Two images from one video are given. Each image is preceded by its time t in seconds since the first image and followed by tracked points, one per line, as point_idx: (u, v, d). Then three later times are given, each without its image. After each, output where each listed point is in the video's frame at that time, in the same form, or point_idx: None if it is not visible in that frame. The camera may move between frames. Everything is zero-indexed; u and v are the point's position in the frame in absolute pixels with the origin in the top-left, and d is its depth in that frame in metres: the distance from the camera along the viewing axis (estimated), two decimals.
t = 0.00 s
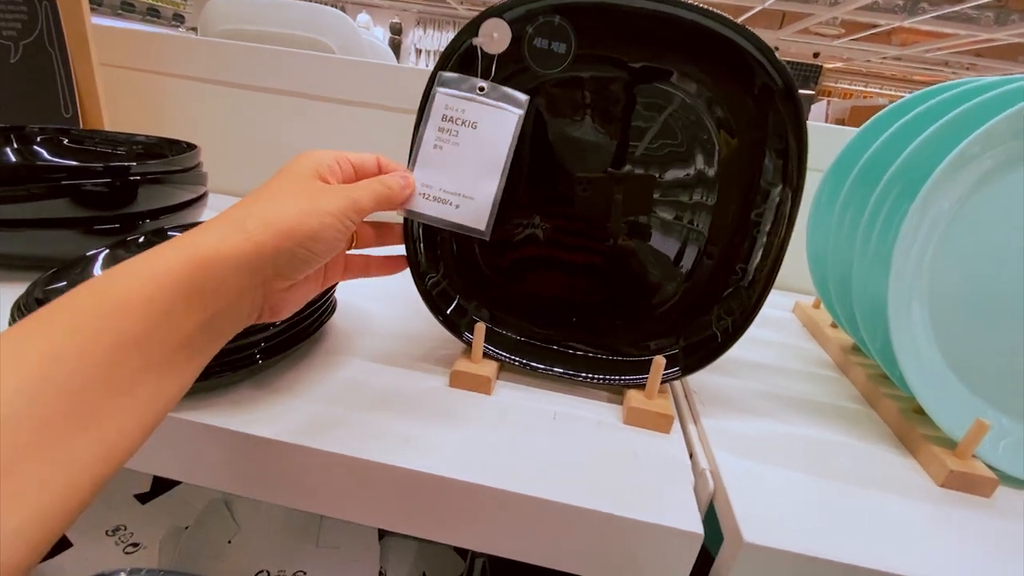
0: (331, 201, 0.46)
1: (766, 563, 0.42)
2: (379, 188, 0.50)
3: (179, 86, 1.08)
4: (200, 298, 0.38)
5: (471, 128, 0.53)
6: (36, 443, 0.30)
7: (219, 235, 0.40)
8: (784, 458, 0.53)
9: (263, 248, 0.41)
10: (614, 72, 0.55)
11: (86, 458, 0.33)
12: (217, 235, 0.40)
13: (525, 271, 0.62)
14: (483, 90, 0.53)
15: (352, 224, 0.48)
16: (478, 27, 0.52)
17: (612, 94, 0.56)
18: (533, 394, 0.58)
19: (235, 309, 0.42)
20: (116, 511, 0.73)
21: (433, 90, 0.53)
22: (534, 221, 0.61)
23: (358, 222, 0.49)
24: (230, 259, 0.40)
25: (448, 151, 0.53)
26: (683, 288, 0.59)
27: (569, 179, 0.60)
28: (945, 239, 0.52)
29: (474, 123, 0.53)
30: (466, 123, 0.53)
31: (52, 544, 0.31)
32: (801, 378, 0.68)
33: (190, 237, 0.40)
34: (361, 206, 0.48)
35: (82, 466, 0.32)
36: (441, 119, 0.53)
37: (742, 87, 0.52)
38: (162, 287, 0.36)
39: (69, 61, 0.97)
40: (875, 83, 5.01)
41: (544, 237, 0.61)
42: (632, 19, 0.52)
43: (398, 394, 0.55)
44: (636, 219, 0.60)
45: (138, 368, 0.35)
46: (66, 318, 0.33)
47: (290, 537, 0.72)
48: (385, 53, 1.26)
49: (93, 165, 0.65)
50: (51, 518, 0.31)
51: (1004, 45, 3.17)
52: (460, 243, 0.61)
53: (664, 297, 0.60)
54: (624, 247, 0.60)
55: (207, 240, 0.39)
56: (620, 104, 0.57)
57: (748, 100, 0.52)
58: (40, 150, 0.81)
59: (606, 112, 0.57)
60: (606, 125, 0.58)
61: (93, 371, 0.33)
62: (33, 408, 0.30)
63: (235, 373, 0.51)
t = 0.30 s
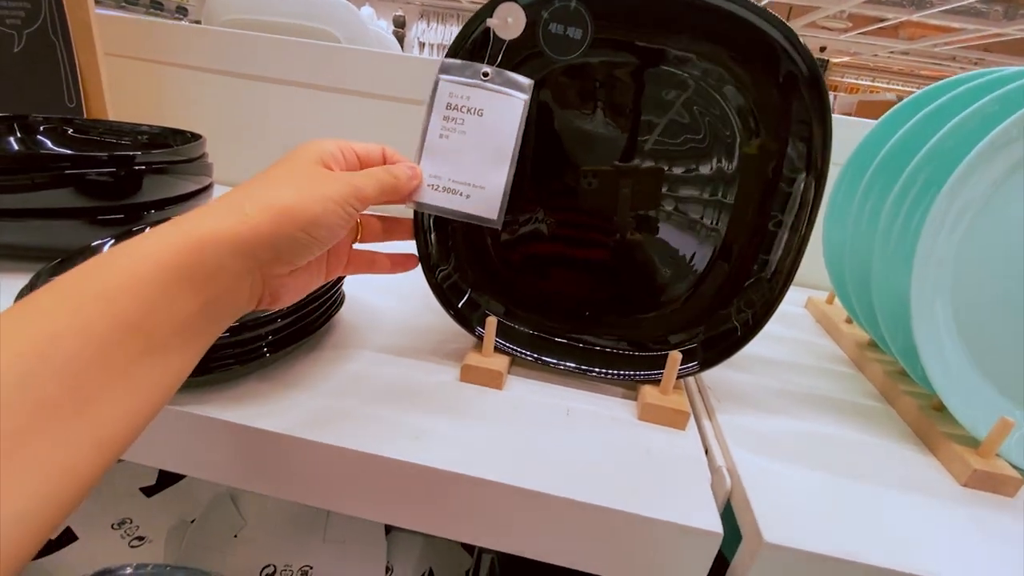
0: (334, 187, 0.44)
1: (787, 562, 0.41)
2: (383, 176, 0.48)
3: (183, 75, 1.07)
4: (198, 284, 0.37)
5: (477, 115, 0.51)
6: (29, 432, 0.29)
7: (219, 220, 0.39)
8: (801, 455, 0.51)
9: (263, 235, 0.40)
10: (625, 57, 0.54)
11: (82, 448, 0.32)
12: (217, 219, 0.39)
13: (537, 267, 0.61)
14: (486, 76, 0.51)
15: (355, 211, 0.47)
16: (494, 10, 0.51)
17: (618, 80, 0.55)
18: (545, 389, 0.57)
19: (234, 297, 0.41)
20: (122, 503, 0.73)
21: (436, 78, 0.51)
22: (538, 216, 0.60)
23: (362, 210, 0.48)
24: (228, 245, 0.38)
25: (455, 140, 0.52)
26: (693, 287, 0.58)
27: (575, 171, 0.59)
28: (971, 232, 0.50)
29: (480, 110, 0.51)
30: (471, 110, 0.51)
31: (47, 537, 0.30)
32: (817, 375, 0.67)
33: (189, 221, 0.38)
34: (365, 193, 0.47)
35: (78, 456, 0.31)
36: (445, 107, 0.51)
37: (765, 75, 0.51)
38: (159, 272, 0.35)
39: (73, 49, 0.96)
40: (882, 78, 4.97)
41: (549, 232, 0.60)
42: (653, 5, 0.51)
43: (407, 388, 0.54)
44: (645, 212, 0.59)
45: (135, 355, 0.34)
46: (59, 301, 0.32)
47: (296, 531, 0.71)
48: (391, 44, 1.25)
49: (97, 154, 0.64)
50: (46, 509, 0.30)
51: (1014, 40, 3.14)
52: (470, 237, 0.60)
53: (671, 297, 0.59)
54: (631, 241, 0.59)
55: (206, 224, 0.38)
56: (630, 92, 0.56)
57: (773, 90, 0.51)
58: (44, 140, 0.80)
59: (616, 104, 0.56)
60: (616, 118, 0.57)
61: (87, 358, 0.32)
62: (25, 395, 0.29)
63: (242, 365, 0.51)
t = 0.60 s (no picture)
0: (335, 195, 0.45)
1: (785, 570, 0.42)
2: (383, 182, 0.49)
3: (186, 76, 1.07)
4: (202, 294, 0.38)
5: (474, 122, 0.51)
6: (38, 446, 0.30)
7: (220, 229, 0.39)
8: (801, 462, 0.52)
9: (264, 243, 0.40)
10: (629, 65, 0.54)
11: (91, 459, 0.32)
12: (219, 228, 0.39)
13: (535, 268, 0.61)
14: (484, 82, 0.51)
15: (355, 219, 0.47)
16: (495, 17, 0.51)
17: (624, 87, 0.55)
18: (545, 394, 0.57)
19: (237, 305, 0.41)
20: (126, 503, 0.73)
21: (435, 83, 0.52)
22: (541, 217, 0.60)
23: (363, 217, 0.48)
24: (231, 254, 0.39)
25: (452, 146, 0.52)
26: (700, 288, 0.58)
27: (576, 171, 0.59)
28: (973, 239, 0.50)
29: (477, 117, 0.51)
30: (468, 117, 0.51)
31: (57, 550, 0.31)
32: (817, 380, 0.67)
33: (191, 231, 0.39)
34: (365, 200, 0.47)
35: (86, 468, 0.32)
36: (443, 112, 0.52)
37: (767, 83, 0.51)
38: (164, 282, 0.36)
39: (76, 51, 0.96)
40: (886, 77, 4.95)
41: (551, 233, 0.60)
42: (655, 11, 0.51)
43: (409, 392, 0.55)
44: (648, 213, 0.59)
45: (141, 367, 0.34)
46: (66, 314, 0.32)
47: (298, 531, 0.72)
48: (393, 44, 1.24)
49: (100, 158, 0.64)
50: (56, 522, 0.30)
51: (1019, 39, 3.13)
52: (472, 240, 0.61)
53: (678, 298, 0.59)
54: (632, 241, 0.60)
55: (207, 235, 0.39)
56: (633, 98, 0.56)
57: (773, 100, 0.51)
58: (48, 142, 0.80)
59: (620, 108, 0.56)
60: (620, 121, 0.57)
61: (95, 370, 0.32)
62: (35, 408, 0.30)
63: (244, 370, 0.51)
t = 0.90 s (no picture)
0: (347, 216, 0.46)
1: None
2: (394, 203, 0.50)
3: (191, 82, 1.07)
4: (220, 319, 0.38)
5: (480, 136, 0.52)
6: (66, 472, 0.30)
7: (237, 254, 0.40)
8: (803, 473, 0.52)
9: (281, 267, 0.41)
10: (632, 82, 0.55)
11: (114, 482, 0.33)
12: (237, 253, 0.40)
13: (537, 273, 0.61)
14: (491, 96, 0.52)
15: (366, 239, 0.49)
16: (501, 32, 0.51)
17: (630, 100, 0.56)
18: (550, 403, 0.58)
19: (253, 326, 0.42)
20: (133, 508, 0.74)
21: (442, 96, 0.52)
22: (545, 223, 0.61)
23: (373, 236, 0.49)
24: (249, 278, 0.40)
25: (457, 159, 0.53)
26: (709, 292, 0.58)
27: (579, 177, 0.60)
28: (976, 254, 0.51)
29: (483, 131, 0.52)
30: (474, 131, 0.52)
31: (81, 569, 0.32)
32: (819, 389, 0.67)
33: (208, 257, 0.40)
34: (376, 220, 0.48)
35: (111, 492, 0.33)
36: (449, 125, 0.52)
37: (772, 100, 0.51)
38: (185, 309, 0.36)
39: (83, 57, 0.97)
40: (888, 78, 4.95)
41: (554, 239, 0.61)
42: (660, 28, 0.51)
43: (415, 402, 0.55)
44: (649, 217, 0.60)
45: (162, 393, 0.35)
46: (90, 342, 0.33)
47: (302, 537, 0.72)
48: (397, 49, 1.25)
49: (109, 168, 0.65)
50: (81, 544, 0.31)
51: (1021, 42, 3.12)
52: (477, 249, 0.61)
53: (685, 304, 0.59)
54: (636, 245, 0.60)
55: (225, 259, 0.39)
56: (635, 108, 0.56)
57: (777, 115, 0.51)
58: (55, 150, 0.81)
59: (623, 113, 0.57)
60: (623, 125, 0.57)
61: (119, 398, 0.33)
62: (62, 436, 0.30)
63: (253, 381, 0.51)
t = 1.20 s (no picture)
0: (349, 208, 0.46)
1: (780, 561, 0.42)
2: (393, 196, 0.50)
3: (185, 73, 1.07)
4: (225, 312, 0.39)
5: (474, 119, 0.52)
6: (76, 463, 0.31)
7: (239, 246, 0.40)
8: (797, 456, 0.52)
9: (286, 259, 0.42)
10: (628, 62, 0.54)
11: (122, 473, 0.33)
12: (238, 245, 0.40)
13: (535, 264, 0.61)
14: (487, 80, 0.52)
15: (367, 232, 0.49)
16: (496, 14, 0.51)
17: (625, 83, 0.56)
18: (544, 388, 0.58)
19: (259, 318, 0.42)
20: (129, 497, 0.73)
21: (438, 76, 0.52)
22: (543, 215, 0.61)
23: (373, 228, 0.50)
24: (252, 271, 0.40)
25: (451, 142, 0.53)
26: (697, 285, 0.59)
27: (576, 169, 0.60)
28: (970, 238, 0.51)
29: (478, 114, 0.52)
30: (469, 114, 0.52)
31: (92, 557, 0.32)
32: (812, 375, 0.67)
33: (210, 250, 0.40)
34: (375, 211, 0.48)
35: (119, 482, 0.33)
36: (444, 107, 0.52)
37: (763, 80, 0.51)
38: (190, 302, 0.36)
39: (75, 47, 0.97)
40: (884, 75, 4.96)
41: (552, 231, 0.61)
42: (653, 8, 0.51)
43: (410, 386, 0.55)
44: (646, 210, 0.59)
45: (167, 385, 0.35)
46: (94, 335, 0.33)
47: (297, 524, 0.73)
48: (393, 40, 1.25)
49: (103, 154, 0.65)
50: (92, 534, 0.32)
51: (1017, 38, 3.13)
52: (473, 232, 0.61)
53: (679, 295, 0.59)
54: (632, 237, 0.60)
55: (228, 252, 0.40)
56: (632, 94, 0.56)
57: (770, 92, 0.52)
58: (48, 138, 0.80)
59: (620, 103, 0.57)
60: (619, 115, 0.57)
61: (125, 390, 0.33)
62: (70, 428, 0.31)
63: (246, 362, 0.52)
